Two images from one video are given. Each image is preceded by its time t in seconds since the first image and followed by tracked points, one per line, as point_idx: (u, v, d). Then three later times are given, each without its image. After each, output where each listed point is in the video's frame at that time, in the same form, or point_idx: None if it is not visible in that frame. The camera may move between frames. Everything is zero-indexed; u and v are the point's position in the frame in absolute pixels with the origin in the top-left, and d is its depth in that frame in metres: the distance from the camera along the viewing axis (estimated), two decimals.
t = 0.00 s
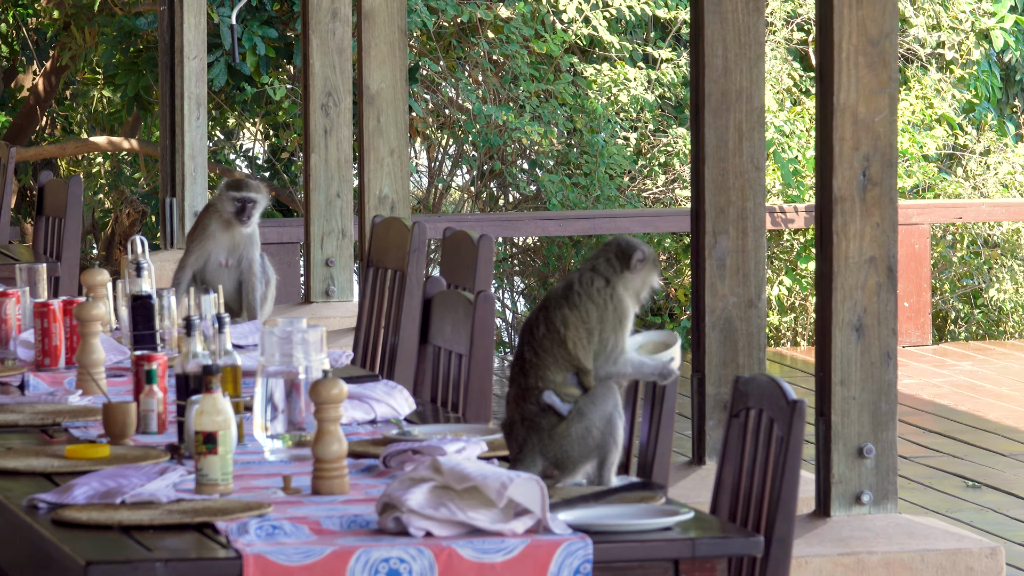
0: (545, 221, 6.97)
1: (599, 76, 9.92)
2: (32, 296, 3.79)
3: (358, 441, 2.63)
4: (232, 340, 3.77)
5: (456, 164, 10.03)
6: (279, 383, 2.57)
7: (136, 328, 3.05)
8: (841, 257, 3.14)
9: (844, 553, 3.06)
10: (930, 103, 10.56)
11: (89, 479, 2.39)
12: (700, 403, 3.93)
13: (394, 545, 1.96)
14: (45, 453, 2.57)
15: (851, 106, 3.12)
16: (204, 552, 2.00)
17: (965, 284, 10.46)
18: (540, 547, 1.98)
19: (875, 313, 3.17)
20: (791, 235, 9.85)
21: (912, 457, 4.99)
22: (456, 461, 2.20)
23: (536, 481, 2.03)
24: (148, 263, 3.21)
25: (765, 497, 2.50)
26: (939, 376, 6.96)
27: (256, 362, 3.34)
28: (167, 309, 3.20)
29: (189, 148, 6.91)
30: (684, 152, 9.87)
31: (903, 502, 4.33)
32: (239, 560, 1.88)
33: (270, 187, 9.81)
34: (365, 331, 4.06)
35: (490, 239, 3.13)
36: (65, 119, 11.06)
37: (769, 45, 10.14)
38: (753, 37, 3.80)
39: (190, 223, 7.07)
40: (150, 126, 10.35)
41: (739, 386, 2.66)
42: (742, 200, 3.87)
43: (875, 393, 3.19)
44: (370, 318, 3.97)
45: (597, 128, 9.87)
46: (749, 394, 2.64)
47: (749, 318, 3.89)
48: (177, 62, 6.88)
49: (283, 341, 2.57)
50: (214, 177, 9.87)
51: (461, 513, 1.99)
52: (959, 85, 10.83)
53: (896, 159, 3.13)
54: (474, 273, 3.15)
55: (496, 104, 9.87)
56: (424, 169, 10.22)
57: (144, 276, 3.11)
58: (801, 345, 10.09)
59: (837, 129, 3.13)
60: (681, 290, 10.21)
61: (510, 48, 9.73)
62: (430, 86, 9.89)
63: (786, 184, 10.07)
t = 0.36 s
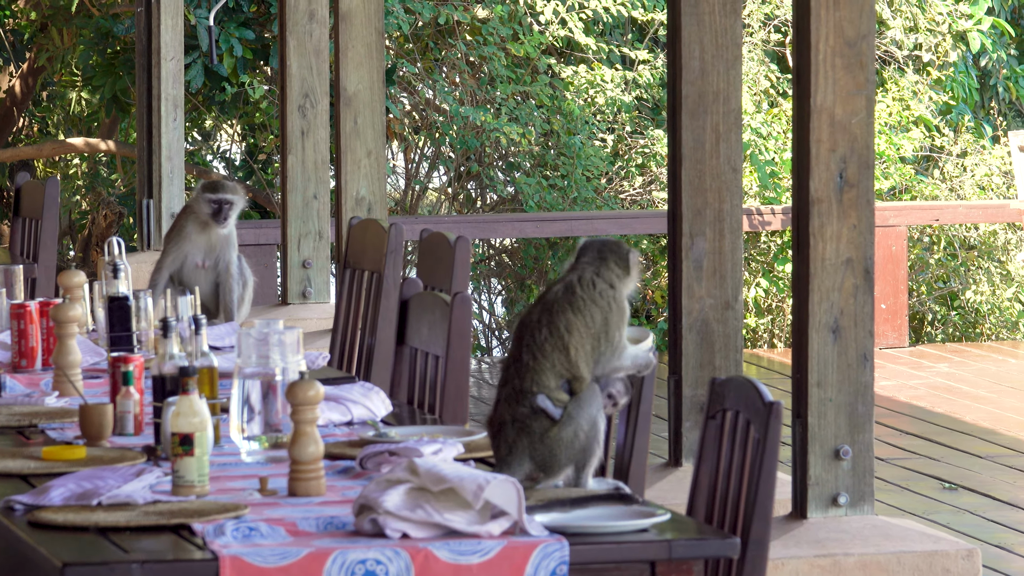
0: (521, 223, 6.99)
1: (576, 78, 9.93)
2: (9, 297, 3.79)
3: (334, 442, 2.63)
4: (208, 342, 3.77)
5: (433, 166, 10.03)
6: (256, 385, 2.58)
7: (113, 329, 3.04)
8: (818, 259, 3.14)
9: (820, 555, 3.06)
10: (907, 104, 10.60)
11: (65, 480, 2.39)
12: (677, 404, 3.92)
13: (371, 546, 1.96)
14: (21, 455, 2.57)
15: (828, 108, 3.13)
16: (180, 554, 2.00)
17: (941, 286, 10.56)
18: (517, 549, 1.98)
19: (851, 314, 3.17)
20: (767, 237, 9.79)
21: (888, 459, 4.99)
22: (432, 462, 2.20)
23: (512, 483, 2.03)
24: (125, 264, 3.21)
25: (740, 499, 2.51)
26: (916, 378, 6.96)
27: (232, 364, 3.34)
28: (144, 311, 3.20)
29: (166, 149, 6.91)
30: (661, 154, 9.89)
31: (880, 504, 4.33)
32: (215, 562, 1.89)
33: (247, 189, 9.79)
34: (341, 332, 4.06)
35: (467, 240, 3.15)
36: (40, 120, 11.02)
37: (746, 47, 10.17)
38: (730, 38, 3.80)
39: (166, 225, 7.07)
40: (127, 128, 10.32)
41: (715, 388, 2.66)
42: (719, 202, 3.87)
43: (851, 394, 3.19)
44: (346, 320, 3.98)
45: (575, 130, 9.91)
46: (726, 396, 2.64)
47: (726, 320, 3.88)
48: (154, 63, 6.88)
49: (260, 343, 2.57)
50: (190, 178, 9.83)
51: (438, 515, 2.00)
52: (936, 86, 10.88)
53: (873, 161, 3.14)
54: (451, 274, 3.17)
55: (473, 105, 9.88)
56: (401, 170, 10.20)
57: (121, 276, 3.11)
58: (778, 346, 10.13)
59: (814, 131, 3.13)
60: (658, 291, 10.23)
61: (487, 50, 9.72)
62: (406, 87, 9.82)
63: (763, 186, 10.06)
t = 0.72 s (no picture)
0: (496, 223, 6.99)
1: (552, 78, 9.94)
2: None
3: (310, 442, 2.63)
4: (184, 342, 3.77)
5: (409, 166, 10.04)
6: (232, 385, 2.57)
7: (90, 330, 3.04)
8: (794, 258, 3.14)
9: (796, 555, 3.05)
10: (884, 104, 10.63)
11: (41, 481, 2.39)
12: (653, 404, 3.91)
13: (347, 546, 1.96)
14: None
15: (804, 107, 3.13)
16: (156, 553, 2.00)
17: (917, 286, 10.60)
18: (493, 549, 1.99)
19: (828, 314, 3.17)
20: (744, 237, 10.03)
21: (864, 459, 4.99)
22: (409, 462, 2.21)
23: (489, 484, 2.03)
24: (102, 265, 3.21)
25: (717, 499, 2.51)
26: (892, 377, 6.97)
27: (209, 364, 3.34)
28: (120, 311, 3.20)
29: (142, 150, 6.91)
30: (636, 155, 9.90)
31: (857, 504, 4.33)
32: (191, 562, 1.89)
33: (224, 190, 9.77)
34: (317, 332, 4.06)
35: (443, 241, 3.16)
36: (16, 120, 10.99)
37: (721, 47, 10.18)
38: (707, 38, 3.80)
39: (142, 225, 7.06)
40: (104, 129, 10.30)
41: (692, 388, 2.66)
42: (695, 202, 3.86)
43: (828, 394, 3.19)
44: (322, 320, 3.97)
45: (550, 130, 9.92)
46: (702, 396, 2.64)
47: (703, 320, 3.88)
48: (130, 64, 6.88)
49: (236, 343, 2.56)
50: (166, 179, 9.81)
51: (414, 515, 2.00)
52: (913, 86, 10.90)
53: (850, 160, 3.14)
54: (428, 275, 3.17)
55: (449, 106, 9.89)
56: (378, 171, 10.17)
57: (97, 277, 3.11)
58: (755, 346, 10.14)
59: (790, 130, 3.13)
60: (635, 292, 10.25)
61: (464, 50, 9.73)
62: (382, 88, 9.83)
63: (739, 186, 10.09)
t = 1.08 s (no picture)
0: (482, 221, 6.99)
1: (539, 77, 9.95)
2: None
3: (297, 442, 2.63)
4: (172, 341, 3.77)
5: (395, 166, 10.00)
6: (220, 384, 2.57)
7: (78, 329, 3.04)
8: (781, 257, 3.15)
9: (784, 554, 3.05)
10: (871, 104, 10.65)
11: (29, 480, 2.39)
12: (640, 403, 3.90)
13: (334, 545, 1.96)
14: None
15: (791, 106, 3.13)
16: (142, 553, 2.00)
17: (904, 285, 10.61)
18: (480, 547, 1.99)
19: (815, 313, 3.17)
20: (731, 236, 10.06)
21: (852, 458, 4.99)
22: (395, 460, 2.21)
23: (476, 483, 2.03)
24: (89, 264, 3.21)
25: (703, 499, 2.52)
26: (879, 377, 6.97)
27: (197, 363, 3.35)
28: (108, 310, 3.20)
29: (128, 150, 6.92)
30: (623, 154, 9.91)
31: (845, 503, 4.33)
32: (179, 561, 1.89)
33: (210, 189, 9.76)
34: (305, 330, 4.06)
35: (430, 240, 3.16)
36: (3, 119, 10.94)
37: (708, 46, 10.19)
38: (692, 38, 3.79)
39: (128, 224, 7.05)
40: (90, 127, 10.29)
41: (679, 386, 2.66)
42: (682, 201, 3.86)
43: (815, 393, 3.19)
44: (310, 316, 3.99)
45: (537, 129, 9.94)
46: (689, 394, 2.64)
47: (689, 319, 3.88)
48: (116, 63, 6.89)
49: (223, 342, 2.56)
50: (153, 178, 9.80)
51: (401, 514, 2.00)
52: (901, 86, 10.93)
53: (836, 159, 3.14)
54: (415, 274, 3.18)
55: (436, 105, 9.84)
56: (363, 170, 10.12)
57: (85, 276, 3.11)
58: (741, 345, 10.18)
59: (777, 129, 3.13)
60: (621, 290, 10.27)
61: (450, 49, 9.73)
62: (368, 87, 9.83)
63: (725, 185, 10.12)
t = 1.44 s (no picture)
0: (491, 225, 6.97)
1: (546, 80, 9.96)
2: None
3: (305, 445, 2.63)
4: (179, 345, 3.77)
5: (402, 168, 9.99)
6: (227, 387, 2.58)
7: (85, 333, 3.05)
8: (788, 261, 3.14)
9: (792, 558, 3.04)
10: (877, 106, 10.66)
11: (36, 483, 2.39)
12: (648, 406, 3.90)
13: (342, 549, 1.96)
14: None
15: (797, 110, 3.13)
16: (150, 556, 2.00)
17: (911, 288, 10.61)
18: (488, 551, 1.98)
19: (822, 316, 3.17)
20: (737, 240, 10.01)
21: (859, 462, 4.99)
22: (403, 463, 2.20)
23: (484, 486, 2.03)
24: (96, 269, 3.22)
25: (712, 502, 2.52)
26: (887, 381, 6.95)
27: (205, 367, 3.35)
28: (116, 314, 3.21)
29: (135, 153, 6.94)
30: (630, 156, 9.91)
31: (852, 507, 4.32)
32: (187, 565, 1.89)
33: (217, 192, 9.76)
34: (311, 334, 4.07)
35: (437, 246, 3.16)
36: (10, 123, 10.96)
37: (714, 49, 10.21)
38: (699, 41, 3.80)
39: (136, 227, 7.06)
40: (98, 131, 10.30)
41: (686, 390, 2.65)
42: (689, 204, 3.86)
43: (823, 397, 3.18)
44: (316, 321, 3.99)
45: (544, 132, 9.89)
46: (696, 398, 2.64)
47: (697, 323, 3.88)
48: (122, 66, 6.92)
49: (230, 345, 2.57)
50: (160, 180, 9.81)
51: (409, 518, 2.00)
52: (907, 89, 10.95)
53: (843, 163, 3.14)
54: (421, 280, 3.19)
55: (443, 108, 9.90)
56: (370, 173, 10.17)
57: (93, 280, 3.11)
58: (748, 349, 10.18)
59: (784, 132, 3.13)
60: (628, 294, 10.24)
61: (457, 53, 9.74)
62: (375, 90, 9.88)
63: (732, 188, 10.13)
